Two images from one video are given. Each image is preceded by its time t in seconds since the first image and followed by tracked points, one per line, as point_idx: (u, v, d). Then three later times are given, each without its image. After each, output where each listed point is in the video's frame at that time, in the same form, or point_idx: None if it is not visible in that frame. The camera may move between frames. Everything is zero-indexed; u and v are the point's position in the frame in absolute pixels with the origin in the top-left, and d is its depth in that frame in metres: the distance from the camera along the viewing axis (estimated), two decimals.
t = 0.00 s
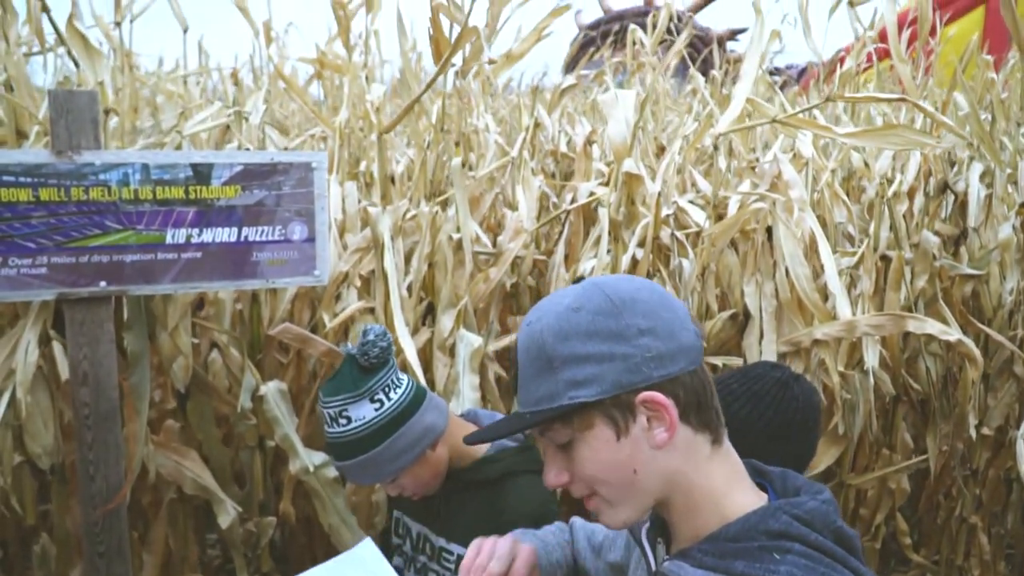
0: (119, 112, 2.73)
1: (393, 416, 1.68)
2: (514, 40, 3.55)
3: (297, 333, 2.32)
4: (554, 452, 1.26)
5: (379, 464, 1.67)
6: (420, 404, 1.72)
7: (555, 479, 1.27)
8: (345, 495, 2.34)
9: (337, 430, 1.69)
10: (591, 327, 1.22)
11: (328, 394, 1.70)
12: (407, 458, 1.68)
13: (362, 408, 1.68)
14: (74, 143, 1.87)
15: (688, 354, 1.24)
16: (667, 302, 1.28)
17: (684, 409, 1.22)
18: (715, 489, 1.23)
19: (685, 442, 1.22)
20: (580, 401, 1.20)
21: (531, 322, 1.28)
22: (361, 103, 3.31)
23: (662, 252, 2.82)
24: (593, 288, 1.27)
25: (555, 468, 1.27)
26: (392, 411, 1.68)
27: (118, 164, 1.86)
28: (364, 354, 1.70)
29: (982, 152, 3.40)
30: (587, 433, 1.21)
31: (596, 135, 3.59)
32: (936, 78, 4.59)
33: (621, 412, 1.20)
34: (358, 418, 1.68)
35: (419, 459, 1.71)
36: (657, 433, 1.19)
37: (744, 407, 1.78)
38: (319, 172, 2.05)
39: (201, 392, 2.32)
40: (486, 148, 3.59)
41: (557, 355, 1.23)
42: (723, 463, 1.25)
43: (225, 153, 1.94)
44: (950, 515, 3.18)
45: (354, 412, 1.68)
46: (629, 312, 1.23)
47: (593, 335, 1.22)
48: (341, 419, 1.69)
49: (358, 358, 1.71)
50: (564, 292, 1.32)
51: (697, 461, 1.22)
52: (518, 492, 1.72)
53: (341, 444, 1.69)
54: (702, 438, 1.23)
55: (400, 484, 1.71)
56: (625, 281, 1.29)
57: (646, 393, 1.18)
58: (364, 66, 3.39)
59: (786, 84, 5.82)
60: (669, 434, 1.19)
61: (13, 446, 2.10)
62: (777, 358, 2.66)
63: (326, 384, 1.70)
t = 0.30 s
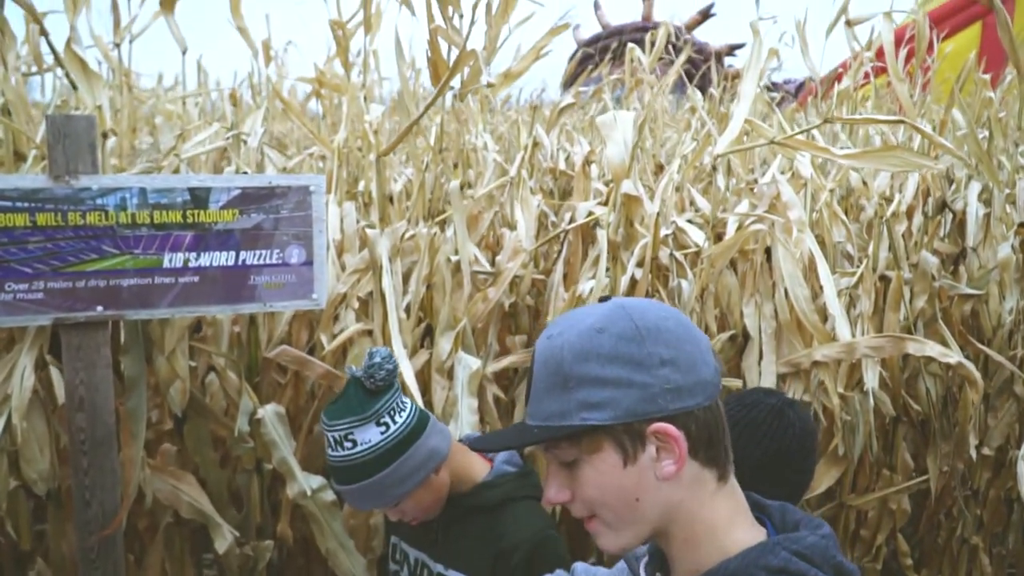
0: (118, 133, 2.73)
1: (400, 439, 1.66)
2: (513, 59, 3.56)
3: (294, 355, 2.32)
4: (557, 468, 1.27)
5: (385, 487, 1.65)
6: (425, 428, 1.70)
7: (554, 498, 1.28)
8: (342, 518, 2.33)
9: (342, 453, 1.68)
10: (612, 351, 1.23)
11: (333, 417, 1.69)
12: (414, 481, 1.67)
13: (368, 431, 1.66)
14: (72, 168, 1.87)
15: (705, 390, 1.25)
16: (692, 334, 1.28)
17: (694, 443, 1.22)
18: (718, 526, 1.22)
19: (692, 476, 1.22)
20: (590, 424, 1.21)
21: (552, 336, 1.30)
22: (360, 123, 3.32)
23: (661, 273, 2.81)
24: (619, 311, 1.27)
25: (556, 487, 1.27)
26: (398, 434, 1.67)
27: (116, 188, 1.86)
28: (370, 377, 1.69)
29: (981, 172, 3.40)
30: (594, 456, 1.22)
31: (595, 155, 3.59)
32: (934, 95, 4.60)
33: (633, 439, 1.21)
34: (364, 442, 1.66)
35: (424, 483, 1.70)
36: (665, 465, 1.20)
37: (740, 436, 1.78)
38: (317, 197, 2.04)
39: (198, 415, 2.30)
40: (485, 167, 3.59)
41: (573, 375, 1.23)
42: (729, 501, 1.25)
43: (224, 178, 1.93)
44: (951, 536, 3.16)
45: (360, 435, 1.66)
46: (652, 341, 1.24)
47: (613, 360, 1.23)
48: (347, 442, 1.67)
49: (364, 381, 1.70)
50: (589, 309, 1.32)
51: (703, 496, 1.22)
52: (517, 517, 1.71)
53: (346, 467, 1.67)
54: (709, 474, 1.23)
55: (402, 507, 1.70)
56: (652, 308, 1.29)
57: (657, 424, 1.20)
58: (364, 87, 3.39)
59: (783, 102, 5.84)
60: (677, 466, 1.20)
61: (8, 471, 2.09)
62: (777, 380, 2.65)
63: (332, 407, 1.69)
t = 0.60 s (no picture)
0: (116, 150, 2.73)
1: (406, 464, 1.65)
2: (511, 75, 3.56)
3: (293, 374, 2.32)
4: (561, 495, 1.27)
5: (391, 513, 1.63)
6: (429, 452, 1.70)
7: (556, 525, 1.27)
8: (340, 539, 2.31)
9: (346, 479, 1.65)
10: (618, 381, 1.22)
11: (338, 442, 1.66)
12: (419, 506, 1.66)
13: (373, 457, 1.64)
14: (69, 190, 1.86)
15: (710, 420, 1.24)
16: (699, 364, 1.28)
17: (698, 473, 1.22)
18: (719, 557, 1.22)
19: (695, 507, 1.22)
20: (594, 452, 1.21)
21: (558, 362, 1.29)
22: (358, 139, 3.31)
23: (659, 290, 2.81)
24: (625, 339, 1.27)
25: (558, 514, 1.27)
26: (403, 460, 1.65)
27: (114, 210, 1.86)
28: (375, 401, 1.68)
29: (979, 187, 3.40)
30: (598, 484, 1.22)
31: (593, 171, 3.59)
32: (932, 108, 4.60)
33: (636, 468, 1.20)
34: (370, 467, 1.64)
35: (426, 509, 1.69)
36: (668, 495, 1.20)
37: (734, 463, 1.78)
38: (315, 217, 2.02)
39: (195, 435, 2.30)
40: (484, 183, 3.58)
41: (578, 403, 1.23)
42: (731, 533, 1.25)
43: (222, 199, 1.92)
44: (951, 552, 3.15)
45: (366, 460, 1.64)
46: (657, 370, 1.23)
47: (618, 389, 1.22)
48: (351, 468, 1.65)
49: (369, 406, 1.68)
50: (596, 335, 1.31)
51: (705, 528, 1.22)
52: (516, 541, 1.71)
53: (351, 493, 1.65)
54: (712, 505, 1.23)
55: (404, 533, 1.69)
56: (659, 336, 1.28)
57: (662, 454, 1.20)
58: (362, 104, 3.40)
59: (780, 115, 5.85)
60: (681, 497, 1.20)
61: (4, 492, 2.08)
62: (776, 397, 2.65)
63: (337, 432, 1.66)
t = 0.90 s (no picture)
0: (113, 163, 2.72)
1: (408, 486, 1.65)
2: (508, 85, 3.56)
3: (291, 390, 2.30)
4: (561, 521, 1.27)
5: (393, 536, 1.63)
6: (430, 474, 1.70)
7: (558, 551, 1.28)
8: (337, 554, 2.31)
9: (348, 500, 1.65)
10: (617, 407, 1.22)
11: (340, 464, 1.66)
12: (421, 530, 1.65)
13: (377, 479, 1.64)
14: (66, 208, 1.86)
15: (710, 447, 1.24)
16: (699, 390, 1.27)
17: (699, 499, 1.22)
18: None
19: (695, 534, 1.22)
20: (594, 479, 1.21)
21: (558, 389, 1.29)
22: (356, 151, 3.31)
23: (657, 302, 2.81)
24: (624, 365, 1.27)
25: (558, 540, 1.28)
26: (406, 481, 1.66)
27: (111, 227, 1.85)
28: (378, 422, 1.68)
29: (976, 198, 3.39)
30: (598, 511, 1.22)
31: (591, 183, 3.59)
32: (929, 117, 4.60)
33: (635, 494, 1.20)
34: (373, 489, 1.64)
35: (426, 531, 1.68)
36: (668, 522, 1.20)
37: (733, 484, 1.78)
38: (313, 233, 2.02)
39: (192, 450, 2.29)
40: (481, 194, 3.58)
41: (578, 430, 1.23)
42: (731, 561, 1.26)
43: (219, 215, 1.92)
44: (951, 564, 3.14)
45: (369, 482, 1.64)
46: (656, 397, 1.23)
47: (617, 416, 1.22)
48: (354, 489, 1.65)
49: (371, 426, 1.67)
50: (596, 361, 1.31)
51: (705, 554, 1.23)
52: (516, 561, 1.69)
53: (353, 515, 1.65)
54: (712, 532, 1.24)
55: (403, 555, 1.68)
56: (659, 362, 1.28)
57: (661, 481, 1.19)
58: (360, 116, 3.39)
59: (777, 124, 5.85)
60: (681, 523, 1.20)
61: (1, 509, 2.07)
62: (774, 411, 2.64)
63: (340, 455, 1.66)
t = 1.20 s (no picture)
0: (111, 176, 2.72)
1: (409, 505, 1.65)
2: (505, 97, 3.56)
3: (289, 405, 2.30)
4: (561, 548, 1.26)
5: (393, 555, 1.63)
6: (430, 493, 1.70)
7: None
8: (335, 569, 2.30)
9: (349, 519, 1.65)
10: (615, 435, 1.22)
11: (341, 483, 1.66)
12: (421, 549, 1.65)
13: (378, 498, 1.64)
14: (65, 225, 1.86)
15: (708, 473, 1.25)
16: (695, 417, 1.28)
17: (696, 525, 1.22)
18: None
19: (694, 560, 1.22)
20: (592, 506, 1.21)
21: (556, 417, 1.30)
22: (354, 163, 3.31)
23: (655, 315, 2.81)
24: (621, 392, 1.27)
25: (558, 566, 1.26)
26: (407, 500, 1.65)
27: (110, 244, 1.85)
28: (379, 441, 1.68)
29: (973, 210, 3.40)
30: (598, 537, 1.22)
31: (588, 195, 3.59)
32: (925, 126, 4.61)
33: (633, 520, 1.20)
34: (374, 508, 1.64)
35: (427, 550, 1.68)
36: (667, 547, 1.20)
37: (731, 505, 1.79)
38: (311, 249, 2.01)
39: (190, 465, 2.28)
40: (479, 206, 3.58)
41: (576, 457, 1.23)
42: None
43: (218, 231, 1.92)
44: None
45: (370, 501, 1.64)
46: (653, 425, 1.24)
47: (615, 443, 1.22)
48: (355, 509, 1.64)
49: (372, 445, 1.68)
50: (594, 387, 1.32)
51: None
52: None
53: (356, 534, 1.64)
54: (711, 557, 1.24)
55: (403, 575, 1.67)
56: (656, 390, 1.29)
57: (660, 506, 1.20)
58: (358, 129, 3.39)
59: (774, 132, 5.86)
60: (680, 549, 1.20)
61: None
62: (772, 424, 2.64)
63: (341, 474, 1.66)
